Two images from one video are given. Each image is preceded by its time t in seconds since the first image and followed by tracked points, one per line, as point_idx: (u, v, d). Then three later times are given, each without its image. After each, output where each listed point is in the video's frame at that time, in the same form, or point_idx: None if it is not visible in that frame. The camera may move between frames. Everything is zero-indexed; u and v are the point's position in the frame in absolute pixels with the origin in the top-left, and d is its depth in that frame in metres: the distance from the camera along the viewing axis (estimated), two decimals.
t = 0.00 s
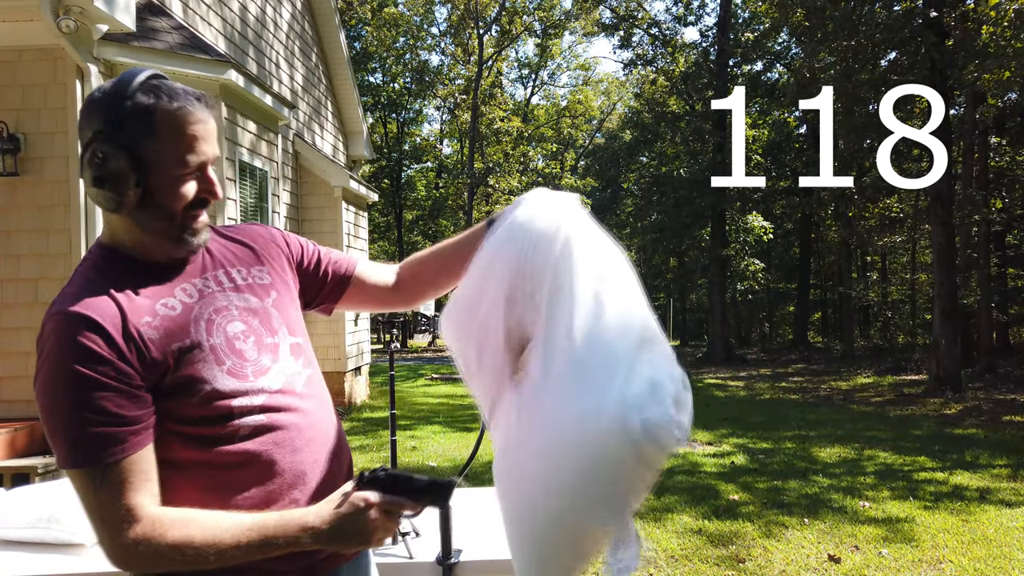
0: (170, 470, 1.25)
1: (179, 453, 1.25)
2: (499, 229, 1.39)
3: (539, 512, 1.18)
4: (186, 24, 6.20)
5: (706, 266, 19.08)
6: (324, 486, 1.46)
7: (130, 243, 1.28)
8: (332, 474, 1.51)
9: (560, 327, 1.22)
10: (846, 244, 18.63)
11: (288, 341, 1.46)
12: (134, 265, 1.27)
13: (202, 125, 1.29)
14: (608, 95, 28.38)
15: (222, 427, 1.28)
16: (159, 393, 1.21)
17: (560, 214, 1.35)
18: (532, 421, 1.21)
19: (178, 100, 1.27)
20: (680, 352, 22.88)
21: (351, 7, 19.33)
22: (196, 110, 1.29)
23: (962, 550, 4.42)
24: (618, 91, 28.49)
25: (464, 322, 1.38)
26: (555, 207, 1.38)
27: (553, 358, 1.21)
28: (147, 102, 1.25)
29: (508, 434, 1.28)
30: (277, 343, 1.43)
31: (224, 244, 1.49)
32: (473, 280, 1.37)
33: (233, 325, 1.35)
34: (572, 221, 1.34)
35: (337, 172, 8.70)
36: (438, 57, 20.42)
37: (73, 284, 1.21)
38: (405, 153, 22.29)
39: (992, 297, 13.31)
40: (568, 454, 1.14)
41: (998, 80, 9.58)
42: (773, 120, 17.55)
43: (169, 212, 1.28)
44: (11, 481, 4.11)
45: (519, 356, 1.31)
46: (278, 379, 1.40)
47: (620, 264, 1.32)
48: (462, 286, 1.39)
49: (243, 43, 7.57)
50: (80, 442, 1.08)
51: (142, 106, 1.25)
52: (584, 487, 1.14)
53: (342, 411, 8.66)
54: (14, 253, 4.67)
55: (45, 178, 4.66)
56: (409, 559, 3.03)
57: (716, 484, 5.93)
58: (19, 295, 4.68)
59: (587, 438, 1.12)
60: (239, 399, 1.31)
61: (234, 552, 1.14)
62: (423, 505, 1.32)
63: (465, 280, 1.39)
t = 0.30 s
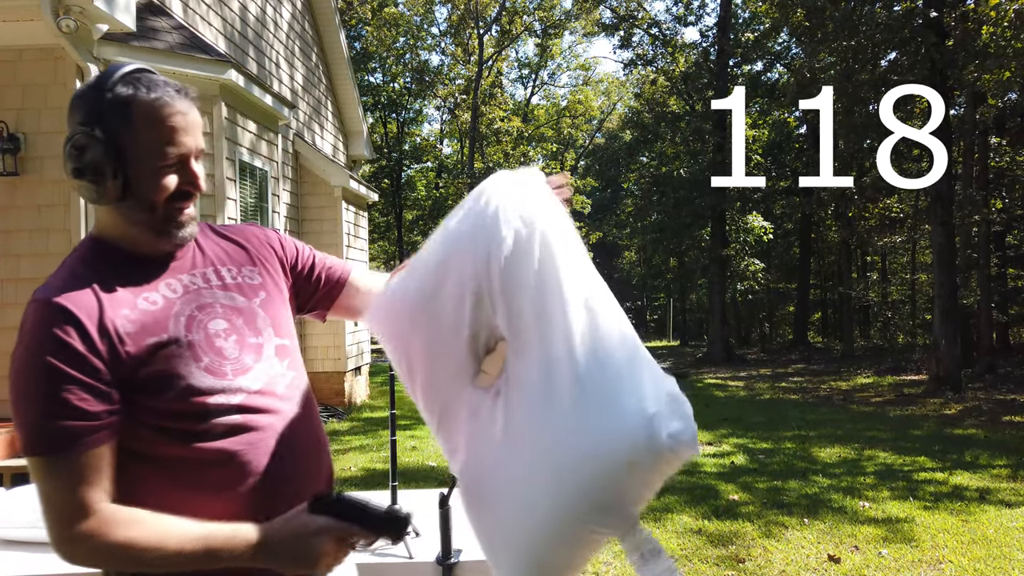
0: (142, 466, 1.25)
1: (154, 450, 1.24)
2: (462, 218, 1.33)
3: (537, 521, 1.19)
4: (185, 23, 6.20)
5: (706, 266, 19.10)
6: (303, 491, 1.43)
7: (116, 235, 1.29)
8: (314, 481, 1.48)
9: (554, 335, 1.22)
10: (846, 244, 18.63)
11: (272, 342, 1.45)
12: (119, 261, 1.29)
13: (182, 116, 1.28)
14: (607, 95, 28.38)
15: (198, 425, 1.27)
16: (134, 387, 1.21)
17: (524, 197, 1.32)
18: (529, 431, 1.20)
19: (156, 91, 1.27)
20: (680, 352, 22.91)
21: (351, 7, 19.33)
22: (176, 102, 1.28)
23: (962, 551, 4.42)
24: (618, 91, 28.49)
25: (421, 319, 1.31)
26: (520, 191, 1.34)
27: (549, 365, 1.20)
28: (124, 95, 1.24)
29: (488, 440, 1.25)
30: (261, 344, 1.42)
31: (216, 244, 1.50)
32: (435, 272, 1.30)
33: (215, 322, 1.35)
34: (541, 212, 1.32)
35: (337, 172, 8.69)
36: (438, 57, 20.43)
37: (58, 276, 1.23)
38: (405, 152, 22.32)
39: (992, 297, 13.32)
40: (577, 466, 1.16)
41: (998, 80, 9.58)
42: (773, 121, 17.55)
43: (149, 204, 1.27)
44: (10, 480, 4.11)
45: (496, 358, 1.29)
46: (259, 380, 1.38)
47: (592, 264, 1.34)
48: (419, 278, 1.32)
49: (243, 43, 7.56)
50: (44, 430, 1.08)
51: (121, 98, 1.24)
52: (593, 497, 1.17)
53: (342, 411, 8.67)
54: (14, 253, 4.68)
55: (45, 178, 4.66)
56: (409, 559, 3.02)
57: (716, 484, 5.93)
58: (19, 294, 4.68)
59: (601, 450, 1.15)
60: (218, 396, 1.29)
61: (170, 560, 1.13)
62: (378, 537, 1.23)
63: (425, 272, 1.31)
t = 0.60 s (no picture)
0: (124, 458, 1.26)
1: (137, 444, 1.26)
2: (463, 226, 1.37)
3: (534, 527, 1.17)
4: (185, 23, 6.19)
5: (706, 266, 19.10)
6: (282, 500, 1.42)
7: (112, 231, 1.31)
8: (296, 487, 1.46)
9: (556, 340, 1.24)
10: (846, 244, 18.63)
11: (266, 341, 1.44)
12: (115, 256, 1.31)
13: (172, 113, 1.28)
14: (608, 95, 28.39)
15: (181, 422, 1.27)
16: (116, 381, 1.22)
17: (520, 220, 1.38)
18: (536, 428, 1.21)
19: (144, 88, 1.26)
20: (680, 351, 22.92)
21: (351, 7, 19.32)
22: (167, 99, 1.28)
23: (962, 551, 4.42)
24: (618, 91, 28.50)
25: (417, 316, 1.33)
26: (517, 214, 1.41)
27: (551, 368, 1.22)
28: (116, 90, 1.24)
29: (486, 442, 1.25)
30: (253, 342, 1.42)
31: (219, 239, 1.52)
32: (435, 271, 1.33)
33: (206, 319, 1.35)
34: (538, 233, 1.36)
35: (337, 172, 8.70)
36: (438, 56, 20.45)
37: (56, 266, 1.26)
38: (405, 152, 22.33)
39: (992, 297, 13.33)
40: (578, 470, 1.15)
41: (998, 80, 9.59)
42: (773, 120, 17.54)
43: (143, 202, 1.29)
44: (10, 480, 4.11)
45: (493, 361, 1.30)
46: (248, 378, 1.38)
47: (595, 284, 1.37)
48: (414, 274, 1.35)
49: (243, 42, 7.57)
50: (17, 426, 1.08)
51: (109, 94, 1.24)
52: (592, 504, 1.15)
53: (342, 411, 8.68)
54: (14, 253, 4.68)
55: (44, 178, 4.65)
56: (408, 559, 3.02)
57: (716, 484, 5.93)
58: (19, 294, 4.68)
59: (605, 454, 1.15)
60: (202, 394, 1.30)
61: None
62: None
63: (424, 270, 1.34)
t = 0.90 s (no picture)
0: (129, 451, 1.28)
1: (142, 438, 1.27)
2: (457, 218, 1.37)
3: (551, 525, 1.20)
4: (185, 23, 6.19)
5: (706, 266, 19.12)
6: (278, 507, 1.41)
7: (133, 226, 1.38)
8: (296, 495, 1.46)
9: (566, 338, 1.26)
10: (846, 245, 18.63)
11: (276, 345, 1.46)
12: (132, 250, 1.36)
13: (174, 105, 1.34)
14: (608, 95, 28.39)
15: (184, 419, 1.29)
16: (121, 374, 1.25)
17: (506, 212, 1.42)
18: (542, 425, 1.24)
19: (143, 74, 1.34)
20: (679, 351, 22.94)
21: (351, 7, 19.31)
22: (170, 89, 1.35)
23: (962, 551, 4.42)
24: (618, 91, 28.50)
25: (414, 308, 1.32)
26: (506, 206, 1.45)
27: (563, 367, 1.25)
28: (121, 80, 1.34)
29: (497, 444, 1.25)
30: (262, 345, 1.43)
31: (240, 238, 1.55)
32: (435, 266, 1.31)
33: (216, 318, 1.38)
34: (515, 219, 1.42)
35: (337, 172, 8.70)
36: (438, 56, 20.47)
37: (74, 257, 1.32)
38: (405, 152, 22.33)
39: (992, 297, 13.34)
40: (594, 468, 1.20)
41: (998, 81, 9.58)
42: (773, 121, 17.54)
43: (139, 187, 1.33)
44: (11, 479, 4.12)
45: (495, 359, 1.29)
46: (253, 380, 1.40)
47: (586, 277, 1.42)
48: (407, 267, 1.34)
49: (244, 42, 7.57)
50: (17, 408, 1.15)
51: (117, 81, 1.35)
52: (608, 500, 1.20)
53: (342, 411, 8.67)
54: (13, 253, 4.67)
55: (45, 178, 4.66)
56: (408, 559, 3.02)
57: (716, 484, 5.93)
58: (18, 294, 4.68)
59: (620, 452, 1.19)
60: (205, 392, 1.31)
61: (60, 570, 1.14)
62: None
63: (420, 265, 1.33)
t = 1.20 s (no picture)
0: (132, 441, 1.29)
1: (144, 429, 1.29)
2: (435, 210, 1.49)
3: (571, 492, 1.36)
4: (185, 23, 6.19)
5: (706, 266, 19.15)
6: (273, 508, 1.41)
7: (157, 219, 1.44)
8: (292, 499, 1.45)
9: (555, 322, 1.44)
10: (846, 245, 18.61)
11: (282, 344, 1.49)
12: (147, 243, 1.41)
13: (198, 99, 1.40)
14: (608, 95, 28.39)
15: (184, 409, 1.31)
16: (124, 360, 1.28)
17: (489, 197, 1.56)
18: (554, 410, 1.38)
19: (174, 70, 1.42)
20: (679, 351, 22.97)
21: (351, 7, 19.31)
22: (198, 84, 1.42)
23: (962, 551, 4.42)
24: (618, 91, 28.49)
25: (401, 310, 1.42)
26: (493, 191, 1.59)
27: (556, 347, 1.42)
28: (156, 76, 1.42)
29: (506, 428, 1.39)
30: (268, 342, 1.46)
31: (257, 239, 1.58)
32: (423, 263, 1.43)
33: (224, 313, 1.41)
34: (507, 212, 1.55)
35: (337, 172, 8.72)
36: (438, 56, 20.49)
37: (93, 249, 1.37)
38: (405, 152, 22.34)
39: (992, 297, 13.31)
40: (602, 433, 1.36)
41: (998, 81, 9.57)
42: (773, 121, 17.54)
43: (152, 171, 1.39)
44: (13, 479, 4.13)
45: (492, 347, 1.44)
46: (256, 375, 1.42)
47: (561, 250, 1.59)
48: (398, 264, 1.44)
49: (244, 42, 7.57)
50: (29, 383, 1.19)
51: (152, 78, 1.44)
52: (622, 460, 1.36)
53: (342, 411, 8.68)
54: (13, 252, 4.67)
55: (45, 178, 4.66)
56: (408, 559, 3.02)
57: (716, 484, 5.94)
58: (19, 294, 4.68)
59: (624, 413, 1.37)
60: (205, 382, 1.34)
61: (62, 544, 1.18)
62: None
63: (408, 263, 1.43)
